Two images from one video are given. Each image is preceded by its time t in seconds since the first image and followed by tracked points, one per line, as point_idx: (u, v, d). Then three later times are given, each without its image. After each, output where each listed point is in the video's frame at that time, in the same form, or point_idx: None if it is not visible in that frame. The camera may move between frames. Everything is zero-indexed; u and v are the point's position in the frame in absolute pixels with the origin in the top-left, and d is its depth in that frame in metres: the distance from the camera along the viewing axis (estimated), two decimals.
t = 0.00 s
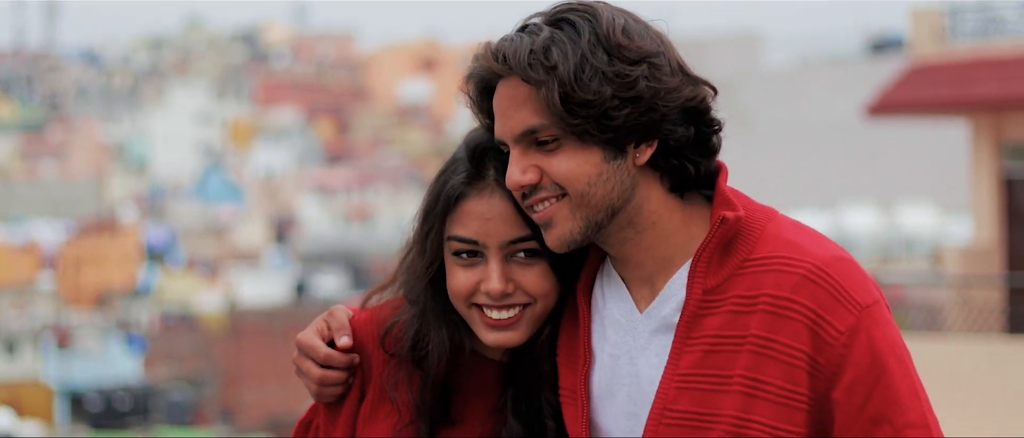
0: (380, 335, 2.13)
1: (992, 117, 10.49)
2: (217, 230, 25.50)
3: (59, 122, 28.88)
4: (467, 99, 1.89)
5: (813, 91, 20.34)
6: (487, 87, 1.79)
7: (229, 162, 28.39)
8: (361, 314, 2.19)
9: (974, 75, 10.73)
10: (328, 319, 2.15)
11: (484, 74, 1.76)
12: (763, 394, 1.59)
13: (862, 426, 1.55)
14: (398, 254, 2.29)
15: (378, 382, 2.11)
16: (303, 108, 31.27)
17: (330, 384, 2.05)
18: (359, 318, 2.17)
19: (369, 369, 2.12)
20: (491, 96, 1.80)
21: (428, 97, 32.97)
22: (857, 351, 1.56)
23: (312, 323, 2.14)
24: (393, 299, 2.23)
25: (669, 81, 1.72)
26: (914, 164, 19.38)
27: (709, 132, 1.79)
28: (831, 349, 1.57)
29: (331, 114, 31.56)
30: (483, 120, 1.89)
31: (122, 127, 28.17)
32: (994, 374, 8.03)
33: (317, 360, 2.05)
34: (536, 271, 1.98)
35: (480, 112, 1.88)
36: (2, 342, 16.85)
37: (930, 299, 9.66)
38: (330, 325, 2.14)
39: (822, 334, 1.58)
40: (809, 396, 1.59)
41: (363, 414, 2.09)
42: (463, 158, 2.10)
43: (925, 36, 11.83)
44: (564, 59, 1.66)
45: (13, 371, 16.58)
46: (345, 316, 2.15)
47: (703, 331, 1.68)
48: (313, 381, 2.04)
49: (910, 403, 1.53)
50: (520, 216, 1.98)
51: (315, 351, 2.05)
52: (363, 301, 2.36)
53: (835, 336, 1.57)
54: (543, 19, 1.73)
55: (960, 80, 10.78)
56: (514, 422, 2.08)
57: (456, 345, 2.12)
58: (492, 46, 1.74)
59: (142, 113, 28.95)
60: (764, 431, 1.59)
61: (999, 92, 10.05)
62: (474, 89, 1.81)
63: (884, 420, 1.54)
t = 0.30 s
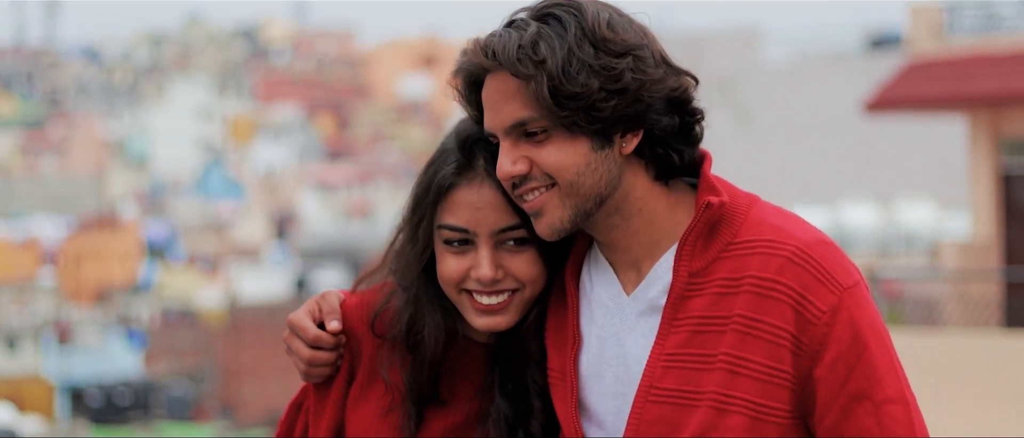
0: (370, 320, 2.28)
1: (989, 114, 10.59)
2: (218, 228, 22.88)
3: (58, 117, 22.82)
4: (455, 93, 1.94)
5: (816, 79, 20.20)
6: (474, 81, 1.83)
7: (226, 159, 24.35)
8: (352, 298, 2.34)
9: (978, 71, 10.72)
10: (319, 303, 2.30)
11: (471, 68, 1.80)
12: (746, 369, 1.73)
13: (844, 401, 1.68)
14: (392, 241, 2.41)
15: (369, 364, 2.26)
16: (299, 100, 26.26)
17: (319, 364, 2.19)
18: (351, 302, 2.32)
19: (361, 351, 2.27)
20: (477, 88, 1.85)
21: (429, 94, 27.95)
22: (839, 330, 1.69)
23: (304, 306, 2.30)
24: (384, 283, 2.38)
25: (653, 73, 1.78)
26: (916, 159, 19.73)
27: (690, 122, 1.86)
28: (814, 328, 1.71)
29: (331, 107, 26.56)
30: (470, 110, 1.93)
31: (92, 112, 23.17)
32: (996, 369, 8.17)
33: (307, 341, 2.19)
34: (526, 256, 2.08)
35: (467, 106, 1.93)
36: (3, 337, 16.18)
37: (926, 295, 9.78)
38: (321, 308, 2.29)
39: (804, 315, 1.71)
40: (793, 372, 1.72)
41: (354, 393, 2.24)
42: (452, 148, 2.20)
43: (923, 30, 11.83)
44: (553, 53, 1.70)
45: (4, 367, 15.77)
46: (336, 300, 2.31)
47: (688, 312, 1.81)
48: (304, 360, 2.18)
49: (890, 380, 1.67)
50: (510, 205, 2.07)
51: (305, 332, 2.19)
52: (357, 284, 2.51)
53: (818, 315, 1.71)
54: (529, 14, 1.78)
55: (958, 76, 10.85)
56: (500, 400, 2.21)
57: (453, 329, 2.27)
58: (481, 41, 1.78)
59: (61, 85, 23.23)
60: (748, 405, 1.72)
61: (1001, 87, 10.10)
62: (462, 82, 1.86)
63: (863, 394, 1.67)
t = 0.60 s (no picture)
0: (367, 308, 2.34)
1: (987, 111, 10.62)
2: (218, 224, 25.67)
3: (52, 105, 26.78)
4: (450, 86, 1.98)
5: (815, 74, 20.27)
6: (468, 77, 1.88)
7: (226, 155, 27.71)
8: (352, 284, 2.41)
9: (975, 68, 10.78)
10: (321, 288, 2.36)
11: (465, 65, 1.85)
12: (730, 351, 1.78)
13: (825, 382, 1.73)
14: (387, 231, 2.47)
15: (365, 351, 2.32)
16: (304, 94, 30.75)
17: (317, 347, 2.26)
18: (351, 288, 2.39)
19: (358, 337, 2.33)
20: (472, 83, 1.90)
21: (428, 90, 31.30)
22: (820, 313, 1.75)
23: (306, 292, 2.36)
24: (381, 271, 2.44)
25: (641, 69, 1.83)
26: (909, 153, 19.92)
27: (679, 115, 1.91)
28: (797, 311, 1.76)
29: (332, 107, 30.16)
30: (464, 103, 1.97)
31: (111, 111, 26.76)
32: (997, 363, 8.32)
33: (308, 325, 2.26)
34: (523, 247, 2.13)
35: (461, 100, 1.98)
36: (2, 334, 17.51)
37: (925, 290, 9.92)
38: (323, 294, 2.35)
39: (788, 297, 1.77)
40: (776, 354, 1.77)
41: (351, 378, 2.29)
42: (448, 142, 2.24)
43: (922, 29, 11.91)
44: (543, 51, 1.75)
45: (13, 363, 16.93)
46: (337, 285, 2.37)
47: (674, 295, 1.86)
48: (303, 343, 2.25)
49: (870, 363, 1.73)
50: (505, 197, 2.13)
51: (306, 316, 2.26)
52: (356, 273, 2.57)
53: (800, 299, 1.76)
54: (520, 11, 1.83)
55: (960, 72, 10.88)
56: (494, 383, 2.24)
57: (445, 315, 2.33)
58: (473, 39, 1.82)
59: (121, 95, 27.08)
60: (732, 386, 1.77)
61: (1000, 84, 10.10)
62: (457, 76, 1.89)
63: (845, 376, 1.72)
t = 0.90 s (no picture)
0: (377, 298, 2.43)
1: (986, 106, 10.69)
2: (217, 220, 27.38)
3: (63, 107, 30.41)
4: (455, 82, 2.02)
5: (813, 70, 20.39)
6: (472, 73, 1.92)
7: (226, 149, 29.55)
8: (363, 274, 2.50)
9: (975, 63, 10.84)
10: (333, 277, 2.46)
11: (469, 60, 1.89)
12: (720, 336, 1.83)
13: (813, 368, 1.78)
14: (396, 222, 2.53)
15: (374, 341, 2.41)
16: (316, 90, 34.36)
17: (331, 334, 2.36)
18: (362, 278, 2.48)
19: (366, 325, 2.43)
20: (475, 79, 1.93)
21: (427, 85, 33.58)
22: (808, 301, 1.80)
23: (319, 281, 2.46)
24: (389, 263, 2.52)
25: (638, 64, 1.86)
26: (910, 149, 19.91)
27: (677, 107, 1.94)
28: (785, 298, 1.81)
29: (331, 103, 32.21)
30: (468, 97, 2.02)
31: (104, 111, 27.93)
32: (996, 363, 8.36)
33: (320, 312, 2.36)
34: (529, 238, 2.17)
35: (466, 94, 2.01)
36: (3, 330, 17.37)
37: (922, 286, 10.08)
38: (335, 282, 2.44)
39: (775, 284, 1.82)
40: (765, 340, 1.82)
41: (360, 364, 2.39)
42: (454, 138, 2.30)
43: (921, 24, 11.88)
44: (544, 47, 1.79)
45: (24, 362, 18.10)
46: (348, 274, 2.47)
47: (668, 282, 1.92)
48: (316, 330, 2.35)
49: (857, 349, 1.78)
50: (509, 191, 2.17)
51: (319, 304, 2.36)
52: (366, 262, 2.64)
53: (788, 286, 1.81)
54: (521, 8, 1.87)
55: (959, 67, 10.92)
56: (500, 369, 2.37)
57: (450, 301, 2.41)
58: (475, 37, 1.86)
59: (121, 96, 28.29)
60: (723, 369, 1.82)
61: (996, 81, 10.22)
62: (461, 72, 1.94)
63: (832, 362, 1.77)
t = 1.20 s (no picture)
0: (394, 288, 2.49)
1: (984, 103, 10.76)
2: (216, 218, 29.72)
3: (59, 110, 32.45)
4: (473, 81, 2.07)
5: (812, 68, 20.54)
6: (489, 71, 1.96)
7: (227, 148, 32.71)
8: (381, 267, 2.57)
9: (975, 61, 10.89)
10: (352, 270, 2.53)
11: (486, 60, 1.94)
12: (728, 326, 1.87)
13: (819, 359, 1.82)
14: (415, 216, 2.59)
15: (390, 331, 2.47)
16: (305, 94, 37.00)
17: (347, 325, 2.44)
18: (380, 270, 2.54)
19: (383, 316, 2.49)
20: (492, 77, 1.98)
21: (425, 83, 37.89)
22: (814, 291, 1.83)
23: (339, 273, 2.54)
24: (406, 255, 2.58)
25: (652, 61, 1.89)
26: (913, 147, 19.95)
27: (689, 105, 1.97)
28: (791, 290, 1.85)
29: (330, 100, 36.66)
30: (486, 96, 2.07)
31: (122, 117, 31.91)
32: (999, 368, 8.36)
33: (338, 303, 2.45)
34: (546, 232, 2.22)
35: (483, 92, 2.06)
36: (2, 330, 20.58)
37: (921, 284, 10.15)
38: (354, 274, 2.52)
39: (783, 277, 1.86)
40: (772, 332, 1.86)
41: (376, 354, 2.45)
42: (473, 134, 2.33)
43: (920, 21, 11.89)
44: (558, 46, 1.83)
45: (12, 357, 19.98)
46: (366, 267, 2.54)
47: (678, 273, 1.96)
48: (333, 321, 2.44)
49: (861, 342, 1.81)
50: (527, 187, 2.20)
51: (337, 295, 2.45)
52: (384, 256, 2.69)
53: (794, 279, 1.85)
54: (537, 8, 1.91)
55: (957, 66, 11.00)
56: (512, 359, 2.42)
57: (471, 295, 2.47)
58: (492, 36, 1.91)
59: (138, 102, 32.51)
60: (730, 359, 1.86)
61: (996, 78, 10.25)
62: (478, 71, 1.99)
63: (838, 354, 1.81)
